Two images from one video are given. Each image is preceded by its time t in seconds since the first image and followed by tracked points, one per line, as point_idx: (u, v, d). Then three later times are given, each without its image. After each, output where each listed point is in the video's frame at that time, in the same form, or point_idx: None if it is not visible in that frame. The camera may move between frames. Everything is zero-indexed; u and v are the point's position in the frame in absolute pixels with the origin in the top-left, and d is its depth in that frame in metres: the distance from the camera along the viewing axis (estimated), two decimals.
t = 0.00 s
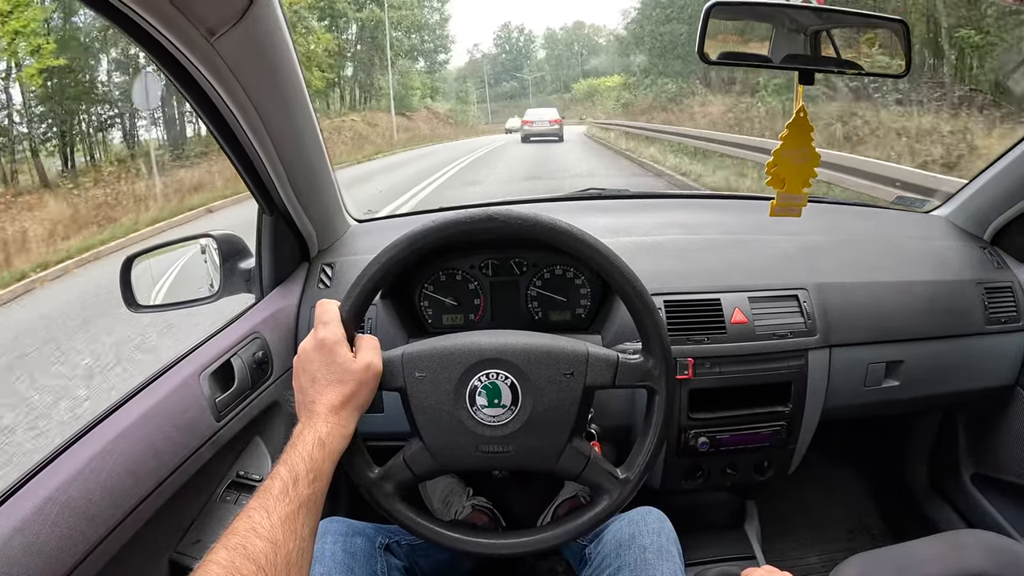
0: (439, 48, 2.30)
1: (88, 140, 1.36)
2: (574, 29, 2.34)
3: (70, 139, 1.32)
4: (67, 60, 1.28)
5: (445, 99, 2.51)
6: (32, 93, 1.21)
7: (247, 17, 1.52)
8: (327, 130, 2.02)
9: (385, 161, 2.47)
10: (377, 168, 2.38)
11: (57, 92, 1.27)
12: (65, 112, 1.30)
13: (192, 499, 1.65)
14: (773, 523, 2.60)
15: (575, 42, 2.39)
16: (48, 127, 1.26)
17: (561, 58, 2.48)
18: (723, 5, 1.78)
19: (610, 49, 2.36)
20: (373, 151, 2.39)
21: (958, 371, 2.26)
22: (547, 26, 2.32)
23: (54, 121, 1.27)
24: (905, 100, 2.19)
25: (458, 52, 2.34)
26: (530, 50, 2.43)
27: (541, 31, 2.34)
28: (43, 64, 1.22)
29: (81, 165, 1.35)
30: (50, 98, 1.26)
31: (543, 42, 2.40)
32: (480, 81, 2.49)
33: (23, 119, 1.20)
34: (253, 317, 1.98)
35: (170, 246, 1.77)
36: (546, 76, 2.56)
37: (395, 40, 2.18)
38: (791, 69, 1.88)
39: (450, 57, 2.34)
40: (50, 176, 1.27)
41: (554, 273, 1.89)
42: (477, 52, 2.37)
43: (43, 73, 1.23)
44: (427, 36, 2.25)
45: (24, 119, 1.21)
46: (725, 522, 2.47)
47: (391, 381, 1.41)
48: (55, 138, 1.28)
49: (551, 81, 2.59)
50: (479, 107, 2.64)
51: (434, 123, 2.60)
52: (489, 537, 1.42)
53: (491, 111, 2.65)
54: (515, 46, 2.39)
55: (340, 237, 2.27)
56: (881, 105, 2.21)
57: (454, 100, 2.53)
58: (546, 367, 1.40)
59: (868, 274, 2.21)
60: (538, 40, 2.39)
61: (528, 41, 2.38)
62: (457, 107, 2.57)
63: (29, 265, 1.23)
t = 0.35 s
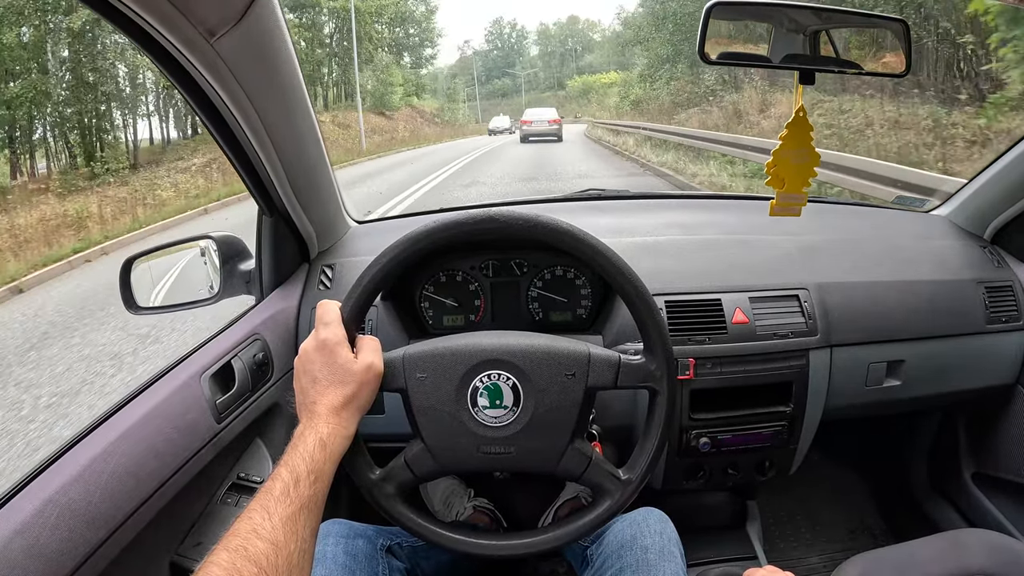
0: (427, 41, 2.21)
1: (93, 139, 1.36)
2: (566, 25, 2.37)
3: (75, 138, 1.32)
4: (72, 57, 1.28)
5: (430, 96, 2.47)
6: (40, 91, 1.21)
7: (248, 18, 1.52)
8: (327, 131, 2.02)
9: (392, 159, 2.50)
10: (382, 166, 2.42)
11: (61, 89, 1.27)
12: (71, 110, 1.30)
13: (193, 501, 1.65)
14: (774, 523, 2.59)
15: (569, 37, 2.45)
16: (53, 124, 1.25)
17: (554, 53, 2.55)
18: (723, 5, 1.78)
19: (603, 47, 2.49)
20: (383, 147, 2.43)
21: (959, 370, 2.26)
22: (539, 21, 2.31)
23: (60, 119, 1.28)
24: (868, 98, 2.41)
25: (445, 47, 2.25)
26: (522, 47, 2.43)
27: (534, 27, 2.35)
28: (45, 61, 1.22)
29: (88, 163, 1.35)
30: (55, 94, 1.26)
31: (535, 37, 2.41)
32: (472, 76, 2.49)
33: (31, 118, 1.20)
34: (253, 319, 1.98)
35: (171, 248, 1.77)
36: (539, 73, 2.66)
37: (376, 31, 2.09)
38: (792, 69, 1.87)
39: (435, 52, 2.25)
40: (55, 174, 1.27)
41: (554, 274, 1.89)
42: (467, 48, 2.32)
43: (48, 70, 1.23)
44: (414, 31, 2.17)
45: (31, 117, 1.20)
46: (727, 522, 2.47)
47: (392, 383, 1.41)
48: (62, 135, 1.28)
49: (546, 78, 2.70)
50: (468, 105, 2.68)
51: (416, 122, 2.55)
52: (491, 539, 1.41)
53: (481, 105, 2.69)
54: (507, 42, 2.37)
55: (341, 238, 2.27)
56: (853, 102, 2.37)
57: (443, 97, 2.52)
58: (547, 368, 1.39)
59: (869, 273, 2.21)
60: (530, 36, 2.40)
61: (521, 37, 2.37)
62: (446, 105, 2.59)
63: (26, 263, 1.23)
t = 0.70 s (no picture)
0: (411, 33, 2.17)
1: (85, 139, 1.36)
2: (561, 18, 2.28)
3: (65, 141, 1.31)
4: (61, 57, 1.26)
5: (415, 93, 2.38)
6: (18, 89, 1.20)
7: (244, 15, 1.51)
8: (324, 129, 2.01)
9: (387, 159, 2.46)
10: (379, 168, 2.38)
11: (53, 92, 1.27)
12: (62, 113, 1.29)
13: (190, 499, 1.64)
14: (772, 521, 2.59)
15: (562, 32, 2.35)
16: (43, 128, 1.25)
17: (546, 49, 2.42)
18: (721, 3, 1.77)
19: (597, 43, 2.36)
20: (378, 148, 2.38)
21: (957, 368, 2.26)
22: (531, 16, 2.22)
23: (51, 121, 1.27)
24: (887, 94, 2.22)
25: (431, 41, 2.21)
26: (514, 43, 2.35)
27: (526, 22, 2.25)
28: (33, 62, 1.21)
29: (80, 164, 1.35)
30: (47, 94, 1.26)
31: (527, 33, 2.31)
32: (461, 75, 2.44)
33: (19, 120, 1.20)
34: (251, 317, 1.97)
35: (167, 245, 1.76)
36: (530, 69, 2.52)
37: (349, 21, 1.98)
38: (790, 67, 1.87)
39: (420, 45, 2.21)
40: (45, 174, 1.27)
41: (552, 271, 1.88)
42: (458, 44, 2.29)
43: (37, 72, 1.22)
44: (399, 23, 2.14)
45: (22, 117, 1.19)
46: (725, 520, 2.47)
47: (390, 379, 1.41)
48: (54, 137, 1.28)
49: (537, 75, 2.55)
50: (454, 103, 2.57)
51: (394, 122, 2.41)
52: (488, 536, 1.41)
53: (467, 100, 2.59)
54: (498, 38, 2.31)
55: (338, 236, 2.26)
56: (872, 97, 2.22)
57: (428, 94, 2.42)
58: (545, 365, 1.39)
59: (867, 271, 2.21)
60: (522, 32, 2.30)
61: (511, 33, 2.29)
62: (429, 103, 2.47)
63: (22, 262, 1.23)
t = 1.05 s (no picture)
0: (392, 25, 2.11)
1: (89, 139, 1.36)
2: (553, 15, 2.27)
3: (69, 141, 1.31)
4: (69, 60, 1.27)
5: (398, 89, 2.33)
6: (28, 89, 1.20)
7: (243, 17, 1.51)
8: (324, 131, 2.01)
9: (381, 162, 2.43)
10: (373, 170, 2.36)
11: (59, 90, 1.27)
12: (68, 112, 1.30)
13: (190, 502, 1.64)
14: (772, 522, 2.59)
15: (556, 28, 2.33)
16: (52, 126, 1.26)
17: (540, 45, 2.41)
18: (721, 3, 1.78)
19: (593, 39, 2.37)
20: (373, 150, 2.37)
21: (957, 369, 2.26)
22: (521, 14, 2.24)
23: (57, 120, 1.28)
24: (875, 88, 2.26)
25: (415, 35, 2.16)
26: (505, 39, 2.39)
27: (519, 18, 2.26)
28: (41, 61, 1.21)
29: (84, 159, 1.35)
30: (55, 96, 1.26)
31: (520, 29, 2.32)
32: (452, 71, 2.46)
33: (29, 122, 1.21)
34: (251, 319, 1.97)
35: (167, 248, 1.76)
36: (523, 67, 2.53)
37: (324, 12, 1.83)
38: (789, 68, 1.87)
39: (405, 39, 2.14)
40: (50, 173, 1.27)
41: (552, 273, 1.88)
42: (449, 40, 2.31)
43: (45, 72, 1.23)
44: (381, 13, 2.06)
45: (25, 117, 1.19)
46: (725, 521, 2.47)
47: (389, 382, 1.41)
48: (59, 136, 1.28)
49: (531, 72, 2.56)
50: (441, 102, 2.51)
51: (372, 122, 2.32)
52: (488, 538, 1.41)
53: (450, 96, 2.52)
54: (489, 35, 2.37)
55: (338, 238, 2.26)
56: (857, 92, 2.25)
57: (411, 92, 2.38)
58: (544, 367, 1.39)
59: (867, 272, 2.21)
60: (514, 28, 2.31)
61: (504, 29, 2.32)
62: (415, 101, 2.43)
63: (20, 264, 1.23)
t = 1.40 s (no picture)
0: (374, 17, 2.02)
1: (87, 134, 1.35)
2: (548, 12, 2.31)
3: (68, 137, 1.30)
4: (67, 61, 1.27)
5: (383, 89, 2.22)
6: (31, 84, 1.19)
7: (245, 17, 1.51)
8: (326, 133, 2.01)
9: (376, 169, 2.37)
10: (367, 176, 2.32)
11: (60, 87, 1.27)
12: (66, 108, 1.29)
13: (192, 502, 1.64)
14: (774, 524, 2.58)
15: (551, 24, 2.37)
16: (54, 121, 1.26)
17: (535, 43, 2.42)
18: (724, 4, 1.77)
19: (591, 36, 2.39)
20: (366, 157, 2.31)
21: (960, 370, 2.25)
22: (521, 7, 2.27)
23: (60, 117, 1.27)
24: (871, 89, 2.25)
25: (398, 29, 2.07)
26: (500, 37, 2.34)
27: (512, 15, 2.29)
28: (43, 59, 1.21)
29: (86, 156, 1.35)
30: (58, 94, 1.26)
31: (514, 26, 2.33)
32: (443, 72, 2.36)
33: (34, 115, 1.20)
34: (252, 320, 1.97)
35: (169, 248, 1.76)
36: (518, 65, 2.47)
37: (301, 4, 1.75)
38: (792, 68, 1.87)
39: (388, 32, 2.05)
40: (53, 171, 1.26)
41: (554, 274, 1.88)
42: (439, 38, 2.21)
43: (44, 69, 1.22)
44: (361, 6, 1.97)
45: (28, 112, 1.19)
46: (727, 523, 2.46)
47: (391, 383, 1.40)
48: (61, 133, 1.27)
49: (525, 70, 2.49)
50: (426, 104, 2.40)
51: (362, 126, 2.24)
52: (490, 539, 1.41)
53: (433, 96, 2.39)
54: (483, 33, 2.28)
55: (339, 239, 2.26)
56: (859, 88, 2.20)
57: (396, 90, 2.25)
58: (546, 368, 1.39)
59: (870, 273, 2.21)
60: (509, 25, 2.33)
61: (497, 26, 2.30)
62: (400, 101, 2.31)
63: (23, 263, 1.22)
